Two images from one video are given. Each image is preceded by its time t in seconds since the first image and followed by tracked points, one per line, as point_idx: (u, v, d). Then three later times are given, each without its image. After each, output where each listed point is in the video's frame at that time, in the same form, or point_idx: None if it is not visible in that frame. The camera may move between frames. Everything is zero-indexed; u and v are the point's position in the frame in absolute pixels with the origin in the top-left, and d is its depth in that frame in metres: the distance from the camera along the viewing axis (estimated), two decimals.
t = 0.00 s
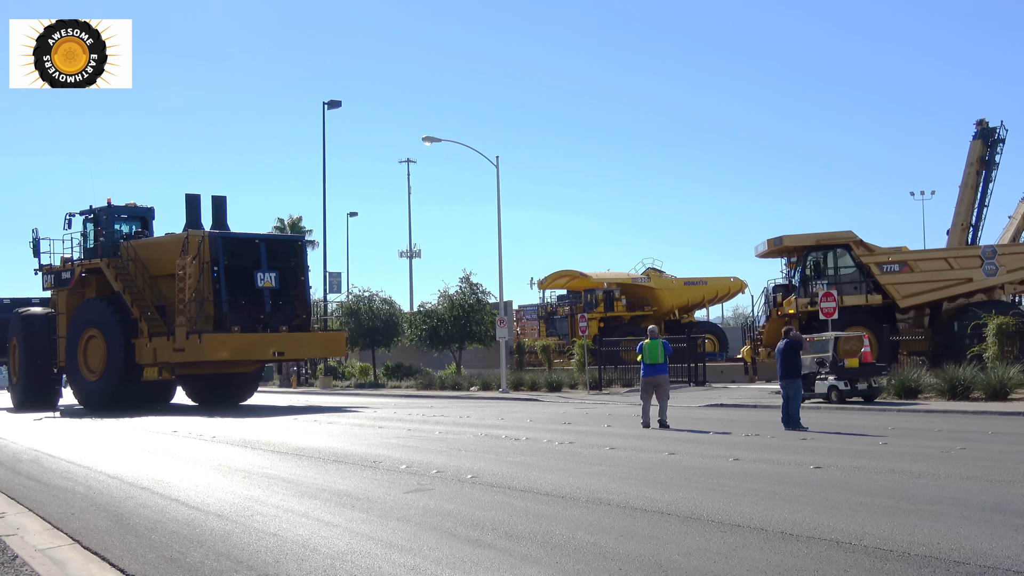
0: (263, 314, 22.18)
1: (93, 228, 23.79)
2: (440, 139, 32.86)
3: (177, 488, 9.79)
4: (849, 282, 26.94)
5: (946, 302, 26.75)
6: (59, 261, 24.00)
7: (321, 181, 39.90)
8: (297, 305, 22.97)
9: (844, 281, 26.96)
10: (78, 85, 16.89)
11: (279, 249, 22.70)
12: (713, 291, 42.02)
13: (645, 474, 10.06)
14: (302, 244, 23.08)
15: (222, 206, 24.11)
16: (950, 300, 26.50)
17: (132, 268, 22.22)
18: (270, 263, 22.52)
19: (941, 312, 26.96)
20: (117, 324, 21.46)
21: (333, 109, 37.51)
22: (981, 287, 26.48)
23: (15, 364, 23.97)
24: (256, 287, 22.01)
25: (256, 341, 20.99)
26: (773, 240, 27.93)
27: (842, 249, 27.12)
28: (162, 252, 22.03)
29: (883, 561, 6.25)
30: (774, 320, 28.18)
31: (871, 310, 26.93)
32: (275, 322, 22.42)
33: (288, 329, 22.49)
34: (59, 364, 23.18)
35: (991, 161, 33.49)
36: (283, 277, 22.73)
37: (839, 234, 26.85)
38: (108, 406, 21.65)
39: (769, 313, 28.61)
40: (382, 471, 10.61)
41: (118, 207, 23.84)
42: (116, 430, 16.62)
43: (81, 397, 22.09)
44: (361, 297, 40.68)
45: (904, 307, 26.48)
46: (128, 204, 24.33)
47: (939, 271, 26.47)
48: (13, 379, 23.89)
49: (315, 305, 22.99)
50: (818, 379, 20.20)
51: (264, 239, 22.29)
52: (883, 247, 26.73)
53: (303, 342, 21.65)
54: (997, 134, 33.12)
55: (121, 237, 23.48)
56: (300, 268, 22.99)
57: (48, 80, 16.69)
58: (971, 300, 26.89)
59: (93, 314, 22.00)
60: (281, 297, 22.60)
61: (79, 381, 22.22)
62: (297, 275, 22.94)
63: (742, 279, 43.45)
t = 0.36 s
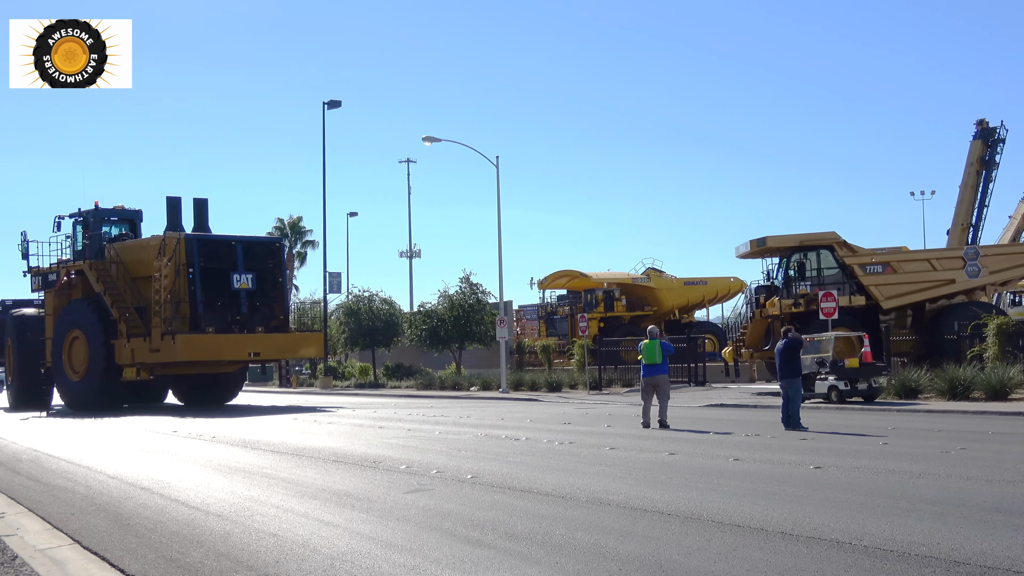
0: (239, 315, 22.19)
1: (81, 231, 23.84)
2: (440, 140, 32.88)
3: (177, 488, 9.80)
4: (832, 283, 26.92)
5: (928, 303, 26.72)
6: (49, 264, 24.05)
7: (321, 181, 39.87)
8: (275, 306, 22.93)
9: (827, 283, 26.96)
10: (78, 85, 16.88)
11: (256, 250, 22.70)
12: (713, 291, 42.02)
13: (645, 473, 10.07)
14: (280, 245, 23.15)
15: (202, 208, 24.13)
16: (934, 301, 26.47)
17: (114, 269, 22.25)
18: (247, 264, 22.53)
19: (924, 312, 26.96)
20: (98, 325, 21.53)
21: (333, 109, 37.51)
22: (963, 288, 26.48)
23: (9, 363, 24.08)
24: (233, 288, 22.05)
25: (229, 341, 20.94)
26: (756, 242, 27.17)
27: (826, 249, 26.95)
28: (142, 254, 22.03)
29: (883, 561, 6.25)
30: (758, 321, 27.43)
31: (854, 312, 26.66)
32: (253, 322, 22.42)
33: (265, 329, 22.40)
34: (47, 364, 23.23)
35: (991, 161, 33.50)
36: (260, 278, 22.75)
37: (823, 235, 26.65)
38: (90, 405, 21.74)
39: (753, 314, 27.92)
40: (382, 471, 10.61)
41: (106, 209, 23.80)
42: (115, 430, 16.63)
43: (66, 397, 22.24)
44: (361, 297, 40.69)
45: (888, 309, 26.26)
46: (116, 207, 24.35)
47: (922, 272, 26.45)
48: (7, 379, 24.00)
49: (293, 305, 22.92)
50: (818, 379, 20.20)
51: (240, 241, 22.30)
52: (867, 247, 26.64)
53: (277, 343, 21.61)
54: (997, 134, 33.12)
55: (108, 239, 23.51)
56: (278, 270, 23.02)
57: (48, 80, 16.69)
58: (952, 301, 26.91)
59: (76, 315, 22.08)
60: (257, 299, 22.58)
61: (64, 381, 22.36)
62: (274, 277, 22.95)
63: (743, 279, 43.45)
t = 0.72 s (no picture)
0: (216, 317, 22.22)
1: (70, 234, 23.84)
2: (440, 140, 32.90)
3: (177, 488, 9.79)
4: (817, 285, 25.93)
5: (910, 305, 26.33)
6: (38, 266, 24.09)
7: (321, 180, 39.86)
8: (254, 309, 22.97)
9: (811, 284, 25.96)
10: (78, 85, 16.89)
11: (235, 253, 22.72)
12: (713, 292, 42.00)
13: (645, 473, 10.06)
14: (260, 248, 22.98)
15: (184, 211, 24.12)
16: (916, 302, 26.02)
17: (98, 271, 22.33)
18: (226, 266, 22.61)
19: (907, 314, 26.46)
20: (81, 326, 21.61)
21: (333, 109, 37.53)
22: (946, 291, 26.07)
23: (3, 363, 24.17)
24: (210, 290, 22.12)
25: (206, 342, 21.10)
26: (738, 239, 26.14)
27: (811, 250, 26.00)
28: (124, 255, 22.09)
29: (883, 561, 6.25)
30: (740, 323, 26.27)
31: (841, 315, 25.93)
32: (230, 324, 22.48)
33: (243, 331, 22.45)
34: (35, 363, 23.23)
35: (991, 161, 33.50)
36: (239, 281, 22.79)
37: (809, 236, 25.72)
38: (74, 406, 21.82)
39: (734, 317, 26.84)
40: (382, 471, 10.61)
41: (95, 212, 23.80)
42: (115, 430, 16.63)
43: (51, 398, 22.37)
44: (361, 297, 40.68)
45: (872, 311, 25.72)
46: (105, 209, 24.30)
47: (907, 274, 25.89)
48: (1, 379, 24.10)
49: (271, 307, 23.04)
50: (818, 379, 20.22)
51: (219, 243, 22.34)
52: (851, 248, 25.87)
53: (254, 343, 21.85)
54: (998, 134, 33.12)
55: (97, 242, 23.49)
56: (257, 273, 23.02)
57: (48, 80, 16.70)
58: (935, 302, 26.45)
59: (61, 317, 22.20)
60: (235, 300, 22.63)
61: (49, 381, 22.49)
62: (253, 279, 22.99)
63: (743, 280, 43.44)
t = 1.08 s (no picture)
0: (195, 318, 22.33)
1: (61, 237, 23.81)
2: (440, 140, 32.90)
3: (177, 489, 9.79)
4: (803, 286, 25.30)
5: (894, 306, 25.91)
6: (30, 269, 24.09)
7: (321, 180, 39.86)
8: (233, 310, 22.96)
9: (797, 285, 25.36)
10: (78, 85, 16.89)
11: (215, 254, 22.69)
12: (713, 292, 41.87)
13: (645, 474, 10.06)
14: (240, 249, 22.90)
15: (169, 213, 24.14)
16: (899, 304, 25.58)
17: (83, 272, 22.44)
18: (206, 267, 22.59)
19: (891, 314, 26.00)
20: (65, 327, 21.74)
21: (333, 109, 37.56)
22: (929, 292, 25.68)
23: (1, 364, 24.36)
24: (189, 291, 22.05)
25: (185, 342, 21.12)
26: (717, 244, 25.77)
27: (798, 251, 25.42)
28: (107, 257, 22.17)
29: (883, 561, 6.25)
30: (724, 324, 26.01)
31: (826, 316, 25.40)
32: (210, 325, 22.48)
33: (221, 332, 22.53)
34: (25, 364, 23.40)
35: (991, 161, 33.50)
36: (219, 282, 22.78)
37: (793, 236, 25.19)
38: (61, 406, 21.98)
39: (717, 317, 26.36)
40: (382, 471, 10.61)
41: (86, 215, 23.73)
42: (115, 430, 16.63)
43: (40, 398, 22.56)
44: (361, 297, 40.66)
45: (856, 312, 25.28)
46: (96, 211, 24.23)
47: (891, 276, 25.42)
48: None
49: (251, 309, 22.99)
50: (818, 379, 20.23)
51: (198, 245, 22.27)
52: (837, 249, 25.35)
53: (237, 342, 21.82)
54: (998, 134, 33.12)
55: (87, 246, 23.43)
56: (238, 275, 22.97)
57: (48, 80, 16.70)
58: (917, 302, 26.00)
59: (47, 318, 22.36)
60: (214, 302, 22.57)
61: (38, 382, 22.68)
62: (233, 281, 22.94)
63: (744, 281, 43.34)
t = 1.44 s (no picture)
0: (175, 320, 22.30)
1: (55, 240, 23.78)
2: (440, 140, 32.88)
3: (177, 488, 9.80)
4: (785, 286, 24.98)
5: (876, 306, 25.69)
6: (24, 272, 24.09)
7: (321, 180, 39.85)
8: (214, 312, 22.82)
9: (780, 286, 25.00)
10: (78, 85, 16.89)
11: (195, 256, 22.66)
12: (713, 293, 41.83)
13: (645, 474, 10.06)
14: (221, 251, 22.87)
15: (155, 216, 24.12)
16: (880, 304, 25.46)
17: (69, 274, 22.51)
18: (186, 269, 22.52)
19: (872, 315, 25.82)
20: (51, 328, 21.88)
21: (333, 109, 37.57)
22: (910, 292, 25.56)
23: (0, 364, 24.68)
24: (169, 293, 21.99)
25: (163, 343, 21.08)
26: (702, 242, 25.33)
27: (779, 250, 25.12)
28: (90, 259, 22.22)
29: (883, 561, 6.25)
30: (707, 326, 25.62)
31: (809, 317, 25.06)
32: (190, 326, 22.42)
33: (201, 334, 22.37)
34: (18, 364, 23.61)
35: (991, 161, 33.53)
36: (200, 283, 22.69)
37: (776, 236, 24.87)
38: (50, 405, 22.20)
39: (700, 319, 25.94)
40: (382, 471, 10.61)
41: (79, 218, 23.67)
42: (115, 430, 16.63)
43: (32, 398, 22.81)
44: (361, 297, 40.66)
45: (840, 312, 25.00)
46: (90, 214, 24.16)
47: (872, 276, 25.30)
48: None
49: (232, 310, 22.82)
50: (818, 379, 20.22)
51: (178, 247, 22.22)
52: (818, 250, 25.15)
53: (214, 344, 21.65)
54: (997, 134, 33.15)
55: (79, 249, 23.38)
56: (218, 276, 22.84)
57: (48, 80, 16.71)
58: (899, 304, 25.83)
59: (36, 320, 22.54)
60: (195, 304, 22.49)
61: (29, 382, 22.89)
62: (214, 282, 22.82)
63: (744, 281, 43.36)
